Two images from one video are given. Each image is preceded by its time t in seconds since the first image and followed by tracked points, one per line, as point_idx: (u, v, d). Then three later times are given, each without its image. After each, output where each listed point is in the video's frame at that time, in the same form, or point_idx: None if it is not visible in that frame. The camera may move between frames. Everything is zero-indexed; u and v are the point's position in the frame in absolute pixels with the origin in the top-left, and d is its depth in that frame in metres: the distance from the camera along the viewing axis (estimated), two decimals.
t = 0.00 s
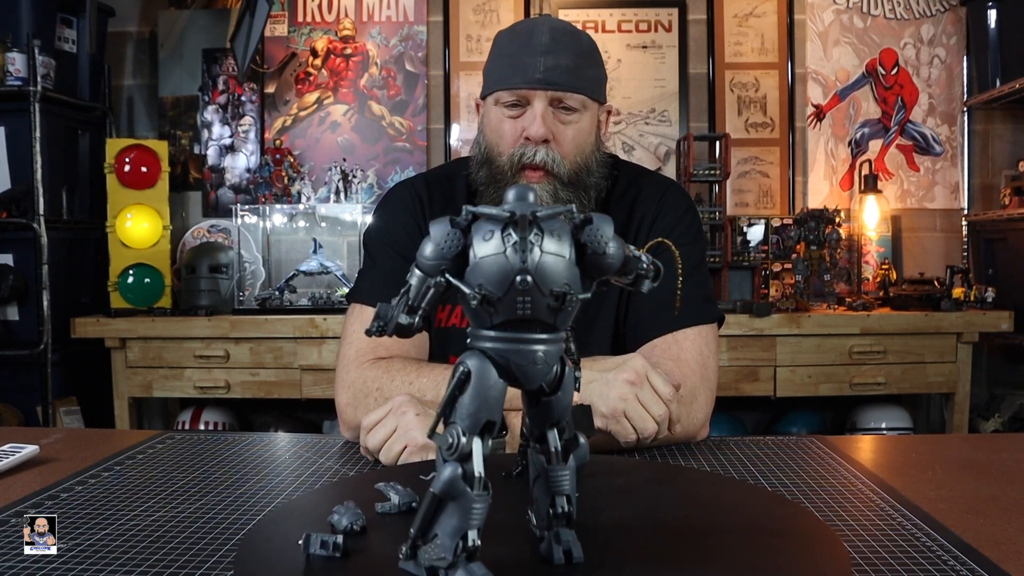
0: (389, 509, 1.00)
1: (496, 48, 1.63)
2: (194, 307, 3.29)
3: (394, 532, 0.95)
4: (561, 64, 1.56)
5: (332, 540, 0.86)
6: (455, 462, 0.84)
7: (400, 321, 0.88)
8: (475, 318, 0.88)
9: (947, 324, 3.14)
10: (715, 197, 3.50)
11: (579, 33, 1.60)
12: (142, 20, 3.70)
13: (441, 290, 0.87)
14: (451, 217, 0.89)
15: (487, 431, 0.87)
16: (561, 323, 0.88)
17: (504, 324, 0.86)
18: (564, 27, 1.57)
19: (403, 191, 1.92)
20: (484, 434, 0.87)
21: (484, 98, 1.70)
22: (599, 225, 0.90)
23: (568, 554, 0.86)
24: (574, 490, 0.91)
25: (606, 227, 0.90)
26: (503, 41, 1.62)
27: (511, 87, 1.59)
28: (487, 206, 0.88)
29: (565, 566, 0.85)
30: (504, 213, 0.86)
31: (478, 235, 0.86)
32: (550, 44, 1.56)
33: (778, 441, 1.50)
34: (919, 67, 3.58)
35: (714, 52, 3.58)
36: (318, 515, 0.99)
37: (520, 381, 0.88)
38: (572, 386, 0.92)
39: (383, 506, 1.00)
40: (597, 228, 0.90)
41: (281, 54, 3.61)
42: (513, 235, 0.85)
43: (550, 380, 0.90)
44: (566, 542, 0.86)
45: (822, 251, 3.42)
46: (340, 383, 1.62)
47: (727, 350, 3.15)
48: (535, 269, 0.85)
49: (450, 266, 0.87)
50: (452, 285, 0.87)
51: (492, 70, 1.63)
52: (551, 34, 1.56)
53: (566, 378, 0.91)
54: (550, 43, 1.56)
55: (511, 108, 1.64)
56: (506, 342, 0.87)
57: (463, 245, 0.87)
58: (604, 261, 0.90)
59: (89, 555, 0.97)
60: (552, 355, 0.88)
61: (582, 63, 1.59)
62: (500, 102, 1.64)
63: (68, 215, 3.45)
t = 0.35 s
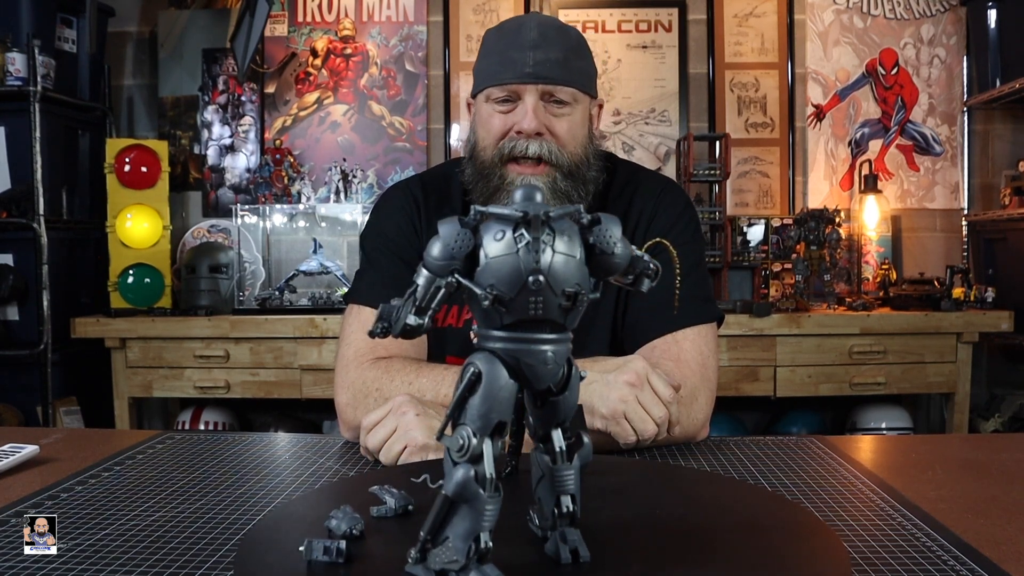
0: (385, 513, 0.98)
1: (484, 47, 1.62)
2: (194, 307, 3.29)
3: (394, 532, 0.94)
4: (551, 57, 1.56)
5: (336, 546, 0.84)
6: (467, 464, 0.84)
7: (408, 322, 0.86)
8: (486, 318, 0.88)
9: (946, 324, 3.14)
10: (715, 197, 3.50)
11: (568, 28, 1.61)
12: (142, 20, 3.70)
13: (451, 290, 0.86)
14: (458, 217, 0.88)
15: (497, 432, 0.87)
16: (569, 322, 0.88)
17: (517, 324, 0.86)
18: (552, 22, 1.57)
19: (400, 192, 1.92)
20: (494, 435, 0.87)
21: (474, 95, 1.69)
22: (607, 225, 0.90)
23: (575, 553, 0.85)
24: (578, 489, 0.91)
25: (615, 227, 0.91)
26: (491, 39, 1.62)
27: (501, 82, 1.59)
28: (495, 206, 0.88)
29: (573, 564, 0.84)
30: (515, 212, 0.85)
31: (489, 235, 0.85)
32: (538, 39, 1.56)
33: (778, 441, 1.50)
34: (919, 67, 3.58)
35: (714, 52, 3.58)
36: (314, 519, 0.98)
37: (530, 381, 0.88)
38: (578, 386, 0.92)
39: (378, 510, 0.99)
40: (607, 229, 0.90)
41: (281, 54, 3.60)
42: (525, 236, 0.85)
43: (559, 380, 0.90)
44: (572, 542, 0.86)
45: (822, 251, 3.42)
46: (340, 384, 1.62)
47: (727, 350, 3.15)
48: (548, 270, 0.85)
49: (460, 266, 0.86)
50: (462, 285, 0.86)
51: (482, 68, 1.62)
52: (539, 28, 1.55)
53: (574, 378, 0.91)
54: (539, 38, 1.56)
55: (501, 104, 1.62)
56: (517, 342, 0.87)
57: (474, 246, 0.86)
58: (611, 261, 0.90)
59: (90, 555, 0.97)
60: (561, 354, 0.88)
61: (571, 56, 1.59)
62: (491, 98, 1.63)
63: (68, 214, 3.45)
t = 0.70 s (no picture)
0: (381, 516, 0.97)
1: (486, 40, 1.63)
2: (194, 307, 3.29)
3: (394, 532, 0.94)
4: (555, 49, 1.57)
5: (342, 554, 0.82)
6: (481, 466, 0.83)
7: (419, 323, 0.85)
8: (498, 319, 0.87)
9: (947, 324, 3.14)
10: (715, 197, 3.50)
11: (571, 25, 1.62)
12: (142, 20, 3.70)
13: (463, 290, 0.85)
14: (467, 216, 0.86)
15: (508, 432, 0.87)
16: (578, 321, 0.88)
17: (530, 324, 0.86)
18: (555, 17, 1.59)
19: (398, 191, 1.92)
20: (506, 436, 0.86)
21: (477, 87, 1.69)
22: (615, 225, 0.90)
23: (583, 552, 0.86)
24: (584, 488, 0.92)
25: (623, 227, 0.91)
26: (493, 33, 1.62)
27: (505, 73, 1.59)
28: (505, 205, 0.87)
29: (581, 564, 0.85)
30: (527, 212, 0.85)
31: (500, 234, 0.85)
32: (542, 32, 1.57)
33: (779, 441, 1.50)
34: (918, 67, 3.58)
35: (714, 51, 3.58)
36: (317, 524, 0.96)
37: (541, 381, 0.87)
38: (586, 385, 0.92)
39: (372, 514, 0.97)
40: (616, 229, 0.90)
41: (280, 54, 3.60)
42: (538, 235, 0.84)
43: (567, 380, 0.90)
44: (580, 541, 0.86)
45: (822, 251, 3.43)
46: (340, 384, 1.61)
47: (727, 350, 3.15)
48: (561, 270, 0.85)
49: (472, 265, 0.84)
50: (475, 286, 0.84)
51: (485, 61, 1.63)
52: (543, 22, 1.57)
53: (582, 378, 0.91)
54: (543, 31, 1.57)
55: (505, 95, 1.63)
56: (528, 342, 0.86)
57: (486, 245, 0.85)
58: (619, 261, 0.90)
59: (89, 555, 0.97)
60: (571, 353, 0.88)
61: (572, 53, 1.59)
62: (494, 90, 1.63)
63: (68, 215, 3.45)
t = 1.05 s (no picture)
0: (379, 520, 0.96)
1: (491, 37, 1.63)
2: (194, 307, 3.29)
3: (392, 532, 0.94)
4: (561, 47, 1.57)
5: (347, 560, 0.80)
6: (494, 467, 0.83)
7: (429, 323, 0.84)
8: (508, 319, 0.86)
9: (947, 324, 3.14)
10: (715, 197, 3.50)
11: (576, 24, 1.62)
12: (142, 20, 3.70)
13: (474, 290, 0.84)
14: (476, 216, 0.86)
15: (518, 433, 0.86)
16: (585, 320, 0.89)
17: (542, 324, 0.86)
18: (562, 15, 1.59)
19: (397, 190, 1.92)
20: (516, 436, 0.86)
21: (482, 83, 1.69)
22: (623, 225, 0.91)
23: (589, 551, 0.86)
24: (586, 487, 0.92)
25: (631, 227, 0.91)
26: (499, 30, 1.62)
27: (510, 69, 1.59)
28: (515, 205, 0.86)
29: (589, 563, 0.85)
30: (539, 212, 0.84)
31: (512, 234, 0.84)
32: (548, 29, 1.57)
33: (779, 441, 1.50)
34: (918, 67, 3.58)
35: (714, 52, 3.58)
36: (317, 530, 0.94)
37: (551, 380, 0.88)
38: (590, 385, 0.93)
39: (369, 518, 0.96)
40: (624, 230, 0.90)
41: (280, 54, 3.60)
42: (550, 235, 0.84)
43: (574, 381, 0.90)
44: (587, 541, 0.87)
45: (822, 251, 3.43)
46: (340, 384, 1.61)
47: (727, 349, 3.15)
48: (572, 270, 0.85)
49: (482, 265, 0.83)
50: (487, 286, 0.83)
51: (490, 58, 1.63)
52: (549, 20, 1.57)
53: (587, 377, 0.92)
54: (549, 29, 1.57)
55: (509, 92, 1.63)
56: (538, 342, 0.86)
57: (497, 245, 0.84)
58: (625, 260, 0.90)
59: (89, 555, 0.97)
60: (579, 353, 0.88)
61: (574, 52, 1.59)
62: (499, 86, 1.64)
63: (68, 215, 3.45)
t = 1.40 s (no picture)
0: (377, 525, 0.94)
1: (489, 37, 1.63)
2: (194, 307, 3.29)
3: (391, 531, 0.94)
4: (557, 46, 1.57)
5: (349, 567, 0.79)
6: (508, 468, 0.83)
7: (442, 325, 0.82)
8: (520, 318, 0.85)
9: (947, 324, 3.14)
10: (715, 197, 3.50)
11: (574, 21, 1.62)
12: (142, 20, 3.70)
13: (487, 290, 0.82)
14: (487, 215, 0.84)
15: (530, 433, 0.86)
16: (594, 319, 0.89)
17: (555, 323, 0.86)
18: (558, 13, 1.58)
19: (396, 190, 1.92)
20: (527, 437, 0.86)
21: (479, 84, 1.69)
22: (631, 225, 0.91)
23: (596, 550, 0.86)
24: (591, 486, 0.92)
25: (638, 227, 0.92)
26: (496, 29, 1.62)
27: (507, 69, 1.59)
28: (525, 205, 0.86)
29: (596, 561, 0.85)
30: (553, 212, 0.84)
31: (525, 234, 0.84)
32: (545, 28, 1.57)
33: (779, 441, 1.50)
34: (919, 67, 3.58)
35: (714, 52, 3.58)
36: (318, 537, 0.92)
37: (561, 381, 0.88)
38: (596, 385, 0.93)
39: (366, 523, 0.94)
40: (632, 230, 0.90)
41: (280, 54, 3.60)
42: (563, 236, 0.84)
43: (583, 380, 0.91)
44: (593, 540, 0.87)
45: (822, 251, 3.43)
46: (340, 384, 1.61)
47: (726, 349, 3.15)
48: (586, 270, 0.85)
49: (495, 265, 0.82)
50: (501, 287, 0.82)
51: (487, 57, 1.63)
52: (546, 19, 1.57)
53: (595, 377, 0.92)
54: (546, 28, 1.57)
55: (507, 92, 1.63)
56: (549, 342, 0.86)
57: (510, 245, 0.83)
58: (632, 260, 0.91)
59: (89, 555, 0.97)
60: (590, 352, 0.89)
61: (573, 53, 1.59)
62: (496, 86, 1.63)
63: (68, 215, 3.45)
